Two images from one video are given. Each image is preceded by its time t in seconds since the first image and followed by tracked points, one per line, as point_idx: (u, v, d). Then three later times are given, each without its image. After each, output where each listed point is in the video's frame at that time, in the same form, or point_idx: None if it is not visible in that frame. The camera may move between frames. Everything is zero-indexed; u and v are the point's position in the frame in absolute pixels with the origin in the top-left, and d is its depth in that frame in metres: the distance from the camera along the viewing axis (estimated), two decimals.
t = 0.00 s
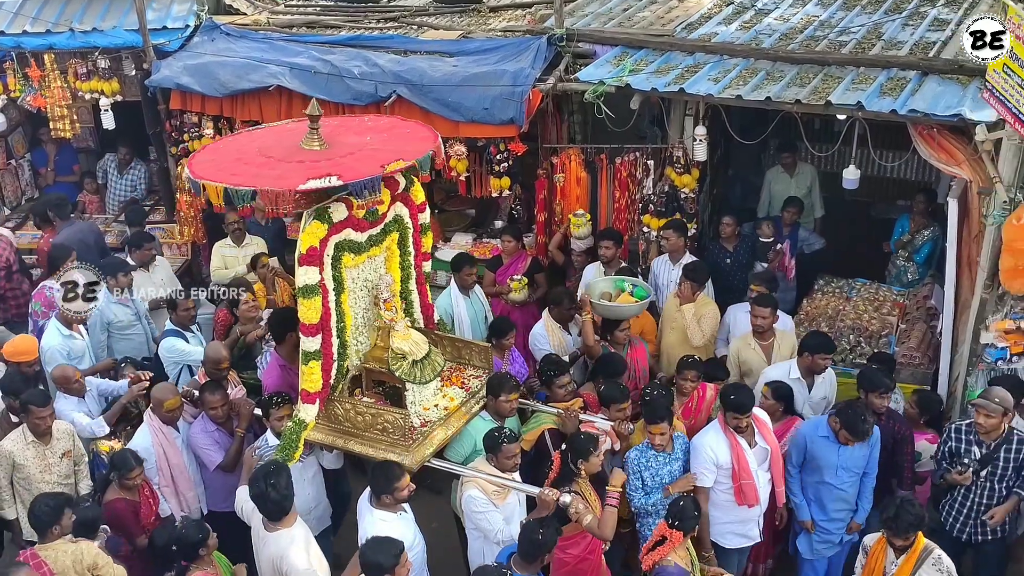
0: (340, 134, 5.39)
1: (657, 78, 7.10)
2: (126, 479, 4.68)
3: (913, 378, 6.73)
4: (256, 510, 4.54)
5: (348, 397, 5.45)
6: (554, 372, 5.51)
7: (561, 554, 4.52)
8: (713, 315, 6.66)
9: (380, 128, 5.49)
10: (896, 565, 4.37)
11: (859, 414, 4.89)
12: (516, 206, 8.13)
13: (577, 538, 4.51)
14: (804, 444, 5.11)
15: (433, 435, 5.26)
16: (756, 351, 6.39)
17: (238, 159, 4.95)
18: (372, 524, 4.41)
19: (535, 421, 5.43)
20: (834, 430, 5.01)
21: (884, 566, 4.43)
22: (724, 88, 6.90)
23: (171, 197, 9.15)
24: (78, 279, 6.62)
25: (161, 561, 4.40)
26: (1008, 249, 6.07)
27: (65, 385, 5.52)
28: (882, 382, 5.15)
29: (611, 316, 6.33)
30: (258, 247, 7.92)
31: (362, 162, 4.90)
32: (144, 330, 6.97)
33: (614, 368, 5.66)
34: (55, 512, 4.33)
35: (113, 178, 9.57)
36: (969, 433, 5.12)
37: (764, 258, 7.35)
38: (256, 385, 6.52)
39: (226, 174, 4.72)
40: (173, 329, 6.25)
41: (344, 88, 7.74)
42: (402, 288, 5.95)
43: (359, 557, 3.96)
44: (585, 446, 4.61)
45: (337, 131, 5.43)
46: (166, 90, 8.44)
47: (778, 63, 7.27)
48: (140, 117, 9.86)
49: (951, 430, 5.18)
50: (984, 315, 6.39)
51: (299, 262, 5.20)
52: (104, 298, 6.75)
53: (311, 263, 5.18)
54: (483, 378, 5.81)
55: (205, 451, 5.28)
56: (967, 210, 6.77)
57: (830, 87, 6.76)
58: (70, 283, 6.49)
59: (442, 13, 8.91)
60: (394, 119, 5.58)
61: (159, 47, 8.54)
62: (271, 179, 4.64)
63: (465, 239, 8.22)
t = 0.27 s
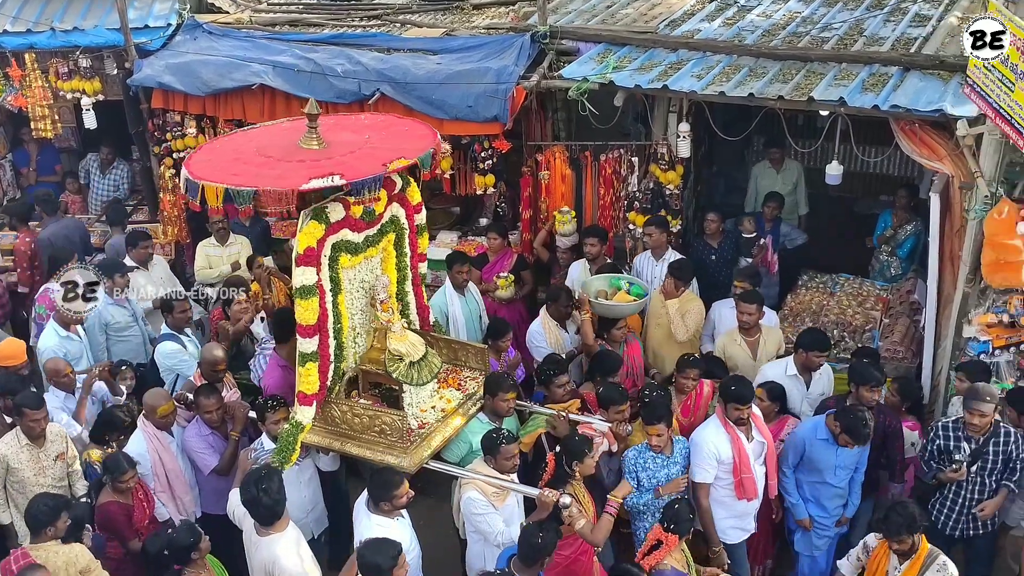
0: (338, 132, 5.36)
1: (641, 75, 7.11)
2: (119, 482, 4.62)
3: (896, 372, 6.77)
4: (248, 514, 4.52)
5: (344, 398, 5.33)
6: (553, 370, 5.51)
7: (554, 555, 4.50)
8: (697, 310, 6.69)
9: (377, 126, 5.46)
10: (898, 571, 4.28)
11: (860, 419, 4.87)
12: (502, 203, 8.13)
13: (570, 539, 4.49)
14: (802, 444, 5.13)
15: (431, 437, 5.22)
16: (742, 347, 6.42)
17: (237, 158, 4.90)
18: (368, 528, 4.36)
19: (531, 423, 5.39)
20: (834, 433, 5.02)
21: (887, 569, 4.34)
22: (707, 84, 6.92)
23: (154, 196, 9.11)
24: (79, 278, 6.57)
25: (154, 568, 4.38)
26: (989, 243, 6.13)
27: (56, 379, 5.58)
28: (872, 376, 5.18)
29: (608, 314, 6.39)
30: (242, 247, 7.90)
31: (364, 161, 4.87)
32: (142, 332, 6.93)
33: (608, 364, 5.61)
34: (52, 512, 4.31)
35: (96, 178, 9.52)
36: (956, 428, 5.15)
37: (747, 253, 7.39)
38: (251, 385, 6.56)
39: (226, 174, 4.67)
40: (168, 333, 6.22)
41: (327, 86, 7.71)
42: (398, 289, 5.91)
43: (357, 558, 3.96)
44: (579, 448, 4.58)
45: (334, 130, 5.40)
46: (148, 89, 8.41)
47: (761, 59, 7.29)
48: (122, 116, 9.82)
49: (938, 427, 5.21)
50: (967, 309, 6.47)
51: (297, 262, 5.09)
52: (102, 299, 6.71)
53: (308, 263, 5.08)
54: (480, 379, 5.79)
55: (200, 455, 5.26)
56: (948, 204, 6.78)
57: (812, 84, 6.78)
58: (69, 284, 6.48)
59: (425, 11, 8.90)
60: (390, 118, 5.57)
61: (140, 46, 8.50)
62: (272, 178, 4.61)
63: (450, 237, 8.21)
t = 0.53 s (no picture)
0: (334, 131, 5.33)
1: (626, 71, 7.11)
2: (110, 488, 4.55)
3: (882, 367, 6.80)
4: (242, 512, 4.52)
5: (340, 401, 5.33)
6: (551, 370, 5.36)
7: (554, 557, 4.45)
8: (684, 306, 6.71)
9: (373, 125, 5.44)
10: None
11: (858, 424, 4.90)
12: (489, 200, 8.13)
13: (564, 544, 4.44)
14: (800, 447, 5.11)
15: (428, 439, 5.21)
16: (729, 342, 6.43)
17: (233, 158, 4.88)
18: (366, 528, 4.35)
19: (528, 424, 5.39)
20: (831, 436, 5.03)
21: None
22: (693, 80, 6.93)
23: (139, 195, 9.07)
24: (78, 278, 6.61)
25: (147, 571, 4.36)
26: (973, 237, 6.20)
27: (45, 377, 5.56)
28: (857, 369, 5.20)
29: (604, 313, 6.43)
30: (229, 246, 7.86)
31: (360, 161, 4.84)
32: (139, 333, 6.94)
33: (605, 360, 5.57)
34: (48, 510, 4.32)
35: (80, 177, 9.48)
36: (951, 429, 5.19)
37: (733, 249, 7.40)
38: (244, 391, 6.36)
39: (222, 175, 4.65)
40: (163, 334, 6.16)
41: (312, 84, 7.67)
42: (393, 290, 5.92)
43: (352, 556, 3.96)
44: (574, 448, 4.57)
45: (331, 129, 5.37)
46: (133, 87, 8.37)
47: (746, 55, 7.31)
48: (106, 115, 9.77)
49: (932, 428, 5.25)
50: (952, 303, 6.61)
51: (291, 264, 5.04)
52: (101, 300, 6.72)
53: (303, 265, 5.02)
54: (477, 380, 5.79)
55: (196, 460, 5.20)
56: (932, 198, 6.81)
57: (797, 79, 6.80)
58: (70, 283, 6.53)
59: (410, 8, 8.89)
60: (389, 115, 5.54)
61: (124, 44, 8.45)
62: (268, 178, 4.58)
63: (437, 234, 8.20)
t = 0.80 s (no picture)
0: (331, 130, 5.29)
1: (610, 67, 7.12)
2: (103, 498, 4.52)
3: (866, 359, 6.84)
4: (237, 509, 4.51)
5: (335, 404, 5.27)
6: (548, 369, 5.38)
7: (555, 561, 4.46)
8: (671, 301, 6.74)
9: (373, 123, 5.39)
10: None
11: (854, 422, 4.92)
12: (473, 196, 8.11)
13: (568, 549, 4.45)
14: (797, 448, 5.11)
15: (424, 441, 5.13)
16: (712, 335, 6.45)
17: (229, 159, 4.87)
18: (364, 529, 4.34)
19: (526, 424, 5.40)
20: (826, 436, 5.05)
21: None
22: (677, 75, 6.94)
23: (123, 192, 9.03)
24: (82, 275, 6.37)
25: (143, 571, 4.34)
26: (955, 231, 6.26)
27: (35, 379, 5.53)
28: (837, 361, 5.24)
29: (599, 311, 6.39)
30: (214, 244, 7.85)
31: (355, 161, 4.81)
32: (137, 333, 6.89)
33: (604, 360, 5.57)
34: (39, 507, 4.33)
35: (63, 174, 9.42)
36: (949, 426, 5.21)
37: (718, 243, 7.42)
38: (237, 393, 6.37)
39: (217, 176, 4.64)
40: (159, 335, 6.13)
41: (295, 80, 7.65)
42: (385, 291, 5.80)
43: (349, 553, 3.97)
44: (571, 446, 4.59)
45: (329, 127, 5.33)
46: (115, 85, 8.33)
47: (730, 50, 7.32)
48: (89, 112, 9.71)
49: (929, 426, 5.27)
50: (935, 296, 6.66)
51: (282, 268, 4.98)
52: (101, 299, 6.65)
53: (294, 269, 4.97)
54: (471, 380, 5.65)
55: (190, 465, 5.20)
56: (915, 192, 6.85)
57: (781, 74, 6.82)
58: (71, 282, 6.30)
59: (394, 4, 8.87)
60: (387, 114, 5.49)
61: (106, 41, 8.41)
62: (262, 180, 4.56)
63: (423, 230, 8.19)
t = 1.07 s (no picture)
0: (328, 127, 5.25)
1: (594, 59, 7.12)
2: (101, 502, 4.46)
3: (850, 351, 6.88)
4: (232, 504, 4.50)
5: (329, 404, 5.14)
6: (542, 369, 5.38)
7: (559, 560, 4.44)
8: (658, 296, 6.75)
9: (372, 120, 5.35)
10: None
11: (847, 413, 4.96)
12: (458, 191, 8.09)
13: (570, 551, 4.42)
14: (796, 446, 5.12)
15: (420, 439, 5.01)
16: (695, 327, 6.48)
17: (224, 156, 4.83)
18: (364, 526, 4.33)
19: (521, 424, 5.34)
20: (822, 430, 5.07)
21: None
22: (660, 68, 6.94)
23: (105, 189, 8.97)
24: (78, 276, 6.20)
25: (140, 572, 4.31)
26: (938, 223, 6.29)
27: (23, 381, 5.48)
28: (826, 353, 5.28)
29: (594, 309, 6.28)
30: (198, 240, 7.79)
31: (351, 157, 4.77)
32: (138, 327, 6.87)
33: (607, 364, 5.55)
34: (25, 504, 4.30)
35: (44, 171, 9.35)
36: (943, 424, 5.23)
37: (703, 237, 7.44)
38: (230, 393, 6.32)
39: (211, 172, 4.61)
40: (156, 332, 6.12)
41: (279, 75, 7.62)
42: (379, 288, 5.70)
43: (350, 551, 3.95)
44: (571, 440, 4.57)
45: (327, 125, 5.29)
46: (97, 80, 8.27)
47: (713, 43, 7.33)
48: (69, 108, 9.65)
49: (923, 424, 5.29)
50: (918, 287, 6.67)
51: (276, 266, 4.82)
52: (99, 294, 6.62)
53: (289, 267, 4.81)
54: (466, 377, 5.57)
55: (182, 465, 5.11)
56: (897, 183, 6.90)
57: (764, 67, 6.83)
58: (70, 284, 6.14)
59: None
60: (384, 111, 5.45)
61: (87, 36, 8.34)
62: (256, 177, 4.53)
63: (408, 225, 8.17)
